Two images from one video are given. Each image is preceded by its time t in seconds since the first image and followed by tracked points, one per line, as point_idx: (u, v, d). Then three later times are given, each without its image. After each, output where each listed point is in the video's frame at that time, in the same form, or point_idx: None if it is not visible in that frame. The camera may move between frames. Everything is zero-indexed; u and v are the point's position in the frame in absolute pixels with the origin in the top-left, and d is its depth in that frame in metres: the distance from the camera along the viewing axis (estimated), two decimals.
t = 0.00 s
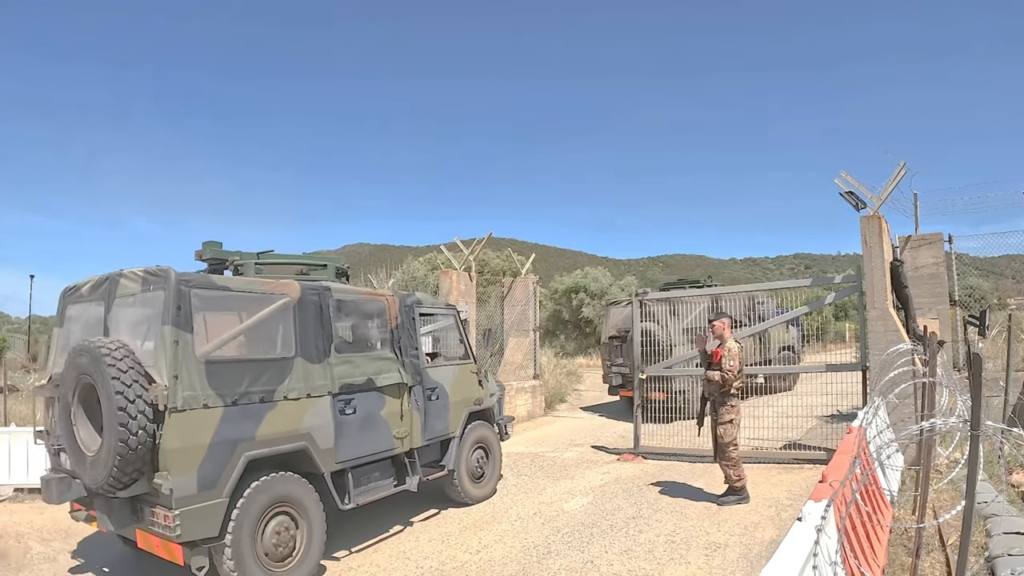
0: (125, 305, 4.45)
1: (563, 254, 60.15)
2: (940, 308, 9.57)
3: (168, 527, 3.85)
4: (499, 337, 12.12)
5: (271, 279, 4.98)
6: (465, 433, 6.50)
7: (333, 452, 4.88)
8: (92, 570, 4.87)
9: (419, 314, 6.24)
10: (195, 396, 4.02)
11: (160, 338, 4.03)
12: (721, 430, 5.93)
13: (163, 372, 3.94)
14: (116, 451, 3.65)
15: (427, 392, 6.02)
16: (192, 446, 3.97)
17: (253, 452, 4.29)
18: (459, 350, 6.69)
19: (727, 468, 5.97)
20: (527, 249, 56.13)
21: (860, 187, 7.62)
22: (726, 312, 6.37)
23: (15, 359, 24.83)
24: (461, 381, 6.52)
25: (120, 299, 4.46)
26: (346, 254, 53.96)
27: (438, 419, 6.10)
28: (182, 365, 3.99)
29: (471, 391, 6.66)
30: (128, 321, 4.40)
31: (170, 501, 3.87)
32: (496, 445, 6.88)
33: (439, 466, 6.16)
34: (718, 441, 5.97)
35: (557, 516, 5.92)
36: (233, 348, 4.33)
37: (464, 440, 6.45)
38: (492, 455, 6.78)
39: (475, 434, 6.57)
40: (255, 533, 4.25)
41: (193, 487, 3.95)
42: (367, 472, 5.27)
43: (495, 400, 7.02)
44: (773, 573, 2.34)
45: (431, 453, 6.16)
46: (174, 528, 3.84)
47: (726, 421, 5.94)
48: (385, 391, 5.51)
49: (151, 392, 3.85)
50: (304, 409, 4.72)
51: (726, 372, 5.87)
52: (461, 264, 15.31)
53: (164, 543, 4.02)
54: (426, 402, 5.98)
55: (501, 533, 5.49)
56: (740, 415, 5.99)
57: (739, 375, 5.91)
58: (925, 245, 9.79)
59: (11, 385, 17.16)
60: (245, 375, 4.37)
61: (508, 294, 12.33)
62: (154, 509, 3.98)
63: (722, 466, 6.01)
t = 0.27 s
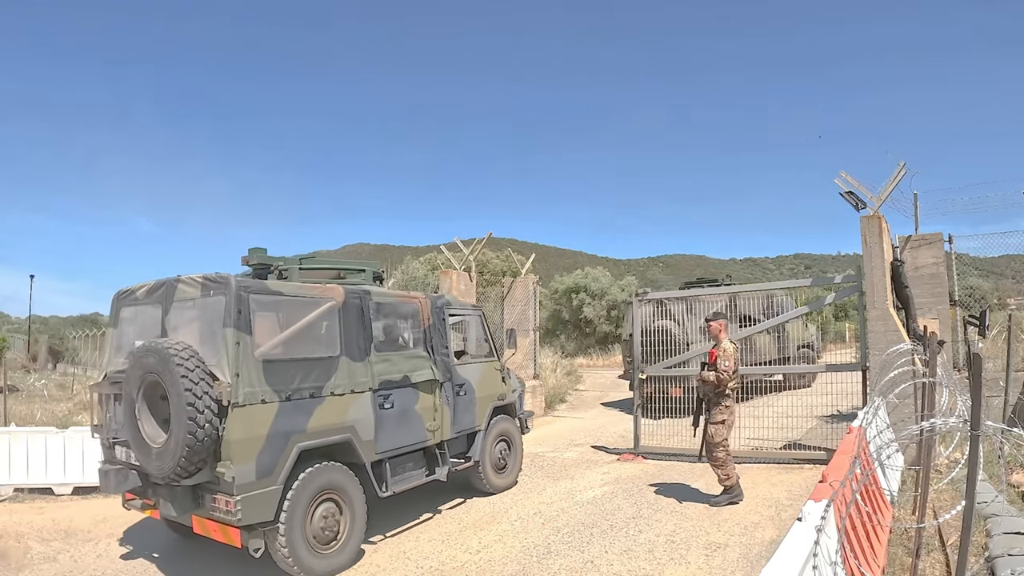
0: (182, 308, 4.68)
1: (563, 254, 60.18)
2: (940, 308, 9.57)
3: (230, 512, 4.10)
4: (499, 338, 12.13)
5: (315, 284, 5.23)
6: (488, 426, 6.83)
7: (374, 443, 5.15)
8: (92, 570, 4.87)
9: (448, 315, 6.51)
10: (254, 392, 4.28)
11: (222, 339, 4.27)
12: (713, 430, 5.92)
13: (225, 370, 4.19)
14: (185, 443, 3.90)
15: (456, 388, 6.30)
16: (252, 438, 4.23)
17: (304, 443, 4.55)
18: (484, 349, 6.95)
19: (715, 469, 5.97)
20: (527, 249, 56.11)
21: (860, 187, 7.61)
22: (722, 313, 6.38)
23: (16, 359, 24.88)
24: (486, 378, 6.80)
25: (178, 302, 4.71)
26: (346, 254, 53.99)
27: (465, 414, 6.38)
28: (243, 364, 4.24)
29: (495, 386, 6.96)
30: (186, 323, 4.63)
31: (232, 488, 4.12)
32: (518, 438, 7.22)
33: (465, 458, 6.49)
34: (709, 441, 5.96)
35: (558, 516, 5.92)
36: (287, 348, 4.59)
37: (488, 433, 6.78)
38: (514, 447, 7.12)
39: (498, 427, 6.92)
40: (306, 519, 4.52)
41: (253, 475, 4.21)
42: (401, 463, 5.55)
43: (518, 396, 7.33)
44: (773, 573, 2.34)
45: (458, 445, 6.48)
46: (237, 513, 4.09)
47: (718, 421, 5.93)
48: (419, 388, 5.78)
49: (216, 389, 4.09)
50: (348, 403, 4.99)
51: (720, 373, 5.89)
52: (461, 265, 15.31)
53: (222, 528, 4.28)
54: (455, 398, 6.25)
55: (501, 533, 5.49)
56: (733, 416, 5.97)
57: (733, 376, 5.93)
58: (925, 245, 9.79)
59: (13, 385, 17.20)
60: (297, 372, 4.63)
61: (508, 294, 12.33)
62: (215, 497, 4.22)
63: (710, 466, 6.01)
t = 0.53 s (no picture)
0: (233, 311, 5.00)
1: (563, 254, 60.18)
2: (940, 308, 9.57)
3: (283, 499, 4.42)
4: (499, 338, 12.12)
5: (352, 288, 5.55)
6: (510, 420, 7.18)
7: (409, 437, 5.46)
8: (93, 570, 4.87)
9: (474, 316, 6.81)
10: (304, 388, 4.60)
11: (274, 340, 4.60)
12: (702, 431, 5.92)
13: (279, 368, 4.52)
14: (244, 435, 4.23)
15: (482, 384, 6.61)
16: (303, 431, 4.55)
17: (348, 435, 4.87)
18: (506, 348, 7.26)
19: (694, 469, 5.97)
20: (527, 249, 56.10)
21: (860, 187, 7.61)
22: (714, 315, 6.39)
23: (16, 359, 24.91)
24: (508, 375, 7.12)
25: (228, 306, 5.02)
26: (346, 254, 53.97)
27: (489, 409, 6.71)
28: (294, 363, 4.56)
29: (517, 383, 7.27)
30: (237, 325, 4.95)
31: (284, 477, 4.43)
32: (538, 431, 7.57)
33: (489, 450, 6.83)
34: (698, 441, 5.96)
35: (558, 516, 5.92)
36: (332, 348, 4.91)
37: (510, 426, 7.13)
38: (534, 440, 7.46)
39: (519, 421, 7.27)
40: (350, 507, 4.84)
41: (304, 465, 4.53)
42: (431, 455, 5.87)
43: (537, 392, 7.66)
44: (773, 573, 2.34)
45: (482, 438, 6.81)
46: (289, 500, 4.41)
47: (707, 422, 5.92)
48: (448, 384, 6.10)
49: (271, 386, 4.42)
50: (386, 399, 5.31)
51: (708, 374, 5.90)
52: (461, 264, 15.30)
53: (274, 514, 4.61)
54: (481, 394, 6.58)
55: (502, 533, 5.49)
56: (723, 417, 5.95)
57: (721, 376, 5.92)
58: (925, 245, 9.78)
59: (12, 385, 17.21)
60: (341, 370, 4.95)
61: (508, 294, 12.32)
62: (267, 485, 4.55)
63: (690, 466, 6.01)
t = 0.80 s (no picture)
0: (275, 312, 5.37)
1: (563, 254, 60.17)
2: (940, 308, 9.57)
3: (325, 485, 4.77)
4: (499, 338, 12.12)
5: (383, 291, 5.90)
6: (530, 415, 7.48)
7: (438, 429, 5.78)
8: (93, 570, 4.87)
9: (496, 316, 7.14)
10: (344, 383, 4.97)
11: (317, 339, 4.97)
12: (682, 434, 5.96)
13: (321, 365, 4.88)
14: (290, 426, 4.60)
15: (503, 381, 6.93)
16: (344, 423, 4.92)
17: (384, 427, 5.23)
18: (525, 347, 7.58)
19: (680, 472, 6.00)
20: (527, 249, 56.09)
21: (860, 187, 7.62)
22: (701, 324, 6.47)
23: (15, 359, 24.93)
24: (528, 372, 7.43)
25: (271, 307, 5.39)
26: (346, 253, 53.95)
27: (510, 404, 7.02)
28: (335, 360, 4.93)
29: (536, 380, 7.59)
30: (280, 326, 5.33)
31: (326, 465, 4.79)
32: (555, 426, 7.86)
33: (510, 444, 7.13)
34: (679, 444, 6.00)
35: (557, 516, 5.91)
36: (368, 346, 5.28)
37: (530, 421, 7.43)
38: (552, 435, 7.76)
39: (539, 416, 7.57)
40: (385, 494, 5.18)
41: (344, 454, 4.88)
42: (458, 446, 6.20)
43: (555, 388, 7.95)
44: (773, 573, 2.34)
45: (504, 432, 7.10)
46: (331, 486, 4.76)
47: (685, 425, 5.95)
48: (473, 380, 6.43)
49: (314, 382, 4.78)
50: (417, 393, 5.65)
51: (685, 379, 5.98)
52: (461, 264, 15.29)
53: (315, 501, 4.94)
54: (503, 389, 6.91)
55: (502, 533, 5.49)
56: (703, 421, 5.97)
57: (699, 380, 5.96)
58: (925, 245, 9.78)
59: (12, 385, 17.21)
60: (376, 367, 5.30)
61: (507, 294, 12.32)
62: (310, 472, 4.90)
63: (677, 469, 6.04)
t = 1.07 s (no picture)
0: (315, 313, 5.73)
1: (563, 254, 60.19)
2: (940, 308, 9.58)
3: (363, 474, 5.07)
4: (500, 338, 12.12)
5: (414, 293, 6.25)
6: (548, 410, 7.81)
7: (464, 423, 6.12)
8: (93, 570, 4.87)
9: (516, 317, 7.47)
10: (381, 379, 5.29)
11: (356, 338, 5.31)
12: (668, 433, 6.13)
13: (361, 361, 5.22)
14: (333, 418, 4.96)
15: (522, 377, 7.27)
16: (382, 415, 5.24)
17: (416, 420, 5.55)
18: (543, 345, 7.92)
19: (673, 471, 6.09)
20: (527, 249, 56.07)
21: (860, 187, 7.62)
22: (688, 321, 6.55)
23: (15, 359, 24.95)
24: (546, 370, 7.77)
25: (311, 309, 5.74)
26: (346, 253, 53.97)
27: (528, 400, 7.35)
28: (373, 357, 5.26)
29: (553, 378, 7.93)
30: (319, 326, 5.68)
31: (365, 455, 5.09)
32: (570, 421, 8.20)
33: (529, 438, 7.47)
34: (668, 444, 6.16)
35: (557, 516, 5.91)
36: (402, 344, 5.61)
37: (547, 416, 7.77)
38: (567, 430, 8.10)
39: (555, 411, 7.91)
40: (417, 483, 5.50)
41: (381, 445, 5.20)
42: (481, 439, 6.53)
43: (571, 385, 8.27)
44: (773, 573, 2.34)
45: (523, 427, 7.44)
46: (369, 474, 5.07)
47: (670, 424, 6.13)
48: (496, 377, 6.77)
49: (355, 377, 5.12)
50: (446, 389, 5.97)
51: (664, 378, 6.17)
52: (461, 264, 15.28)
53: (352, 489, 5.24)
54: (522, 386, 7.25)
55: (502, 533, 5.49)
56: (688, 419, 6.11)
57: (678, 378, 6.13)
58: (925, 245, 9.78)
59: (12, 384, 17.21)
60: (408, 364, 5.63)
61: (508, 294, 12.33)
62: (348, 462, 5.20)
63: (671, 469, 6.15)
